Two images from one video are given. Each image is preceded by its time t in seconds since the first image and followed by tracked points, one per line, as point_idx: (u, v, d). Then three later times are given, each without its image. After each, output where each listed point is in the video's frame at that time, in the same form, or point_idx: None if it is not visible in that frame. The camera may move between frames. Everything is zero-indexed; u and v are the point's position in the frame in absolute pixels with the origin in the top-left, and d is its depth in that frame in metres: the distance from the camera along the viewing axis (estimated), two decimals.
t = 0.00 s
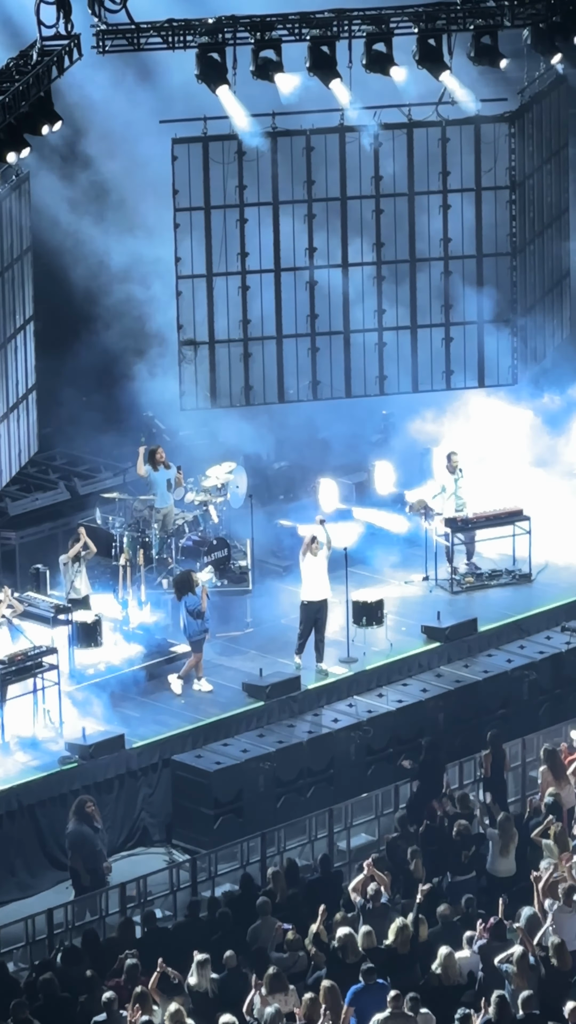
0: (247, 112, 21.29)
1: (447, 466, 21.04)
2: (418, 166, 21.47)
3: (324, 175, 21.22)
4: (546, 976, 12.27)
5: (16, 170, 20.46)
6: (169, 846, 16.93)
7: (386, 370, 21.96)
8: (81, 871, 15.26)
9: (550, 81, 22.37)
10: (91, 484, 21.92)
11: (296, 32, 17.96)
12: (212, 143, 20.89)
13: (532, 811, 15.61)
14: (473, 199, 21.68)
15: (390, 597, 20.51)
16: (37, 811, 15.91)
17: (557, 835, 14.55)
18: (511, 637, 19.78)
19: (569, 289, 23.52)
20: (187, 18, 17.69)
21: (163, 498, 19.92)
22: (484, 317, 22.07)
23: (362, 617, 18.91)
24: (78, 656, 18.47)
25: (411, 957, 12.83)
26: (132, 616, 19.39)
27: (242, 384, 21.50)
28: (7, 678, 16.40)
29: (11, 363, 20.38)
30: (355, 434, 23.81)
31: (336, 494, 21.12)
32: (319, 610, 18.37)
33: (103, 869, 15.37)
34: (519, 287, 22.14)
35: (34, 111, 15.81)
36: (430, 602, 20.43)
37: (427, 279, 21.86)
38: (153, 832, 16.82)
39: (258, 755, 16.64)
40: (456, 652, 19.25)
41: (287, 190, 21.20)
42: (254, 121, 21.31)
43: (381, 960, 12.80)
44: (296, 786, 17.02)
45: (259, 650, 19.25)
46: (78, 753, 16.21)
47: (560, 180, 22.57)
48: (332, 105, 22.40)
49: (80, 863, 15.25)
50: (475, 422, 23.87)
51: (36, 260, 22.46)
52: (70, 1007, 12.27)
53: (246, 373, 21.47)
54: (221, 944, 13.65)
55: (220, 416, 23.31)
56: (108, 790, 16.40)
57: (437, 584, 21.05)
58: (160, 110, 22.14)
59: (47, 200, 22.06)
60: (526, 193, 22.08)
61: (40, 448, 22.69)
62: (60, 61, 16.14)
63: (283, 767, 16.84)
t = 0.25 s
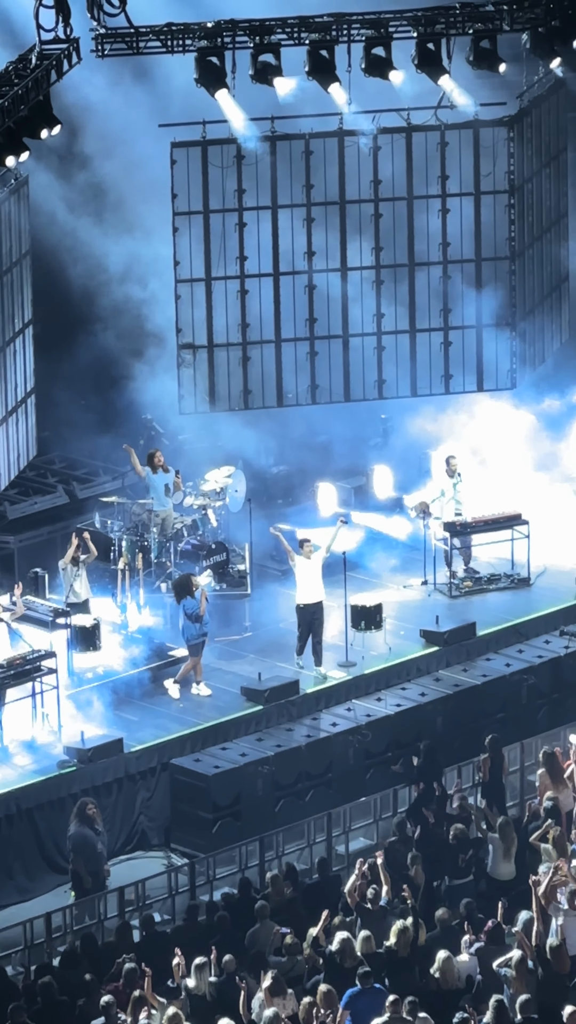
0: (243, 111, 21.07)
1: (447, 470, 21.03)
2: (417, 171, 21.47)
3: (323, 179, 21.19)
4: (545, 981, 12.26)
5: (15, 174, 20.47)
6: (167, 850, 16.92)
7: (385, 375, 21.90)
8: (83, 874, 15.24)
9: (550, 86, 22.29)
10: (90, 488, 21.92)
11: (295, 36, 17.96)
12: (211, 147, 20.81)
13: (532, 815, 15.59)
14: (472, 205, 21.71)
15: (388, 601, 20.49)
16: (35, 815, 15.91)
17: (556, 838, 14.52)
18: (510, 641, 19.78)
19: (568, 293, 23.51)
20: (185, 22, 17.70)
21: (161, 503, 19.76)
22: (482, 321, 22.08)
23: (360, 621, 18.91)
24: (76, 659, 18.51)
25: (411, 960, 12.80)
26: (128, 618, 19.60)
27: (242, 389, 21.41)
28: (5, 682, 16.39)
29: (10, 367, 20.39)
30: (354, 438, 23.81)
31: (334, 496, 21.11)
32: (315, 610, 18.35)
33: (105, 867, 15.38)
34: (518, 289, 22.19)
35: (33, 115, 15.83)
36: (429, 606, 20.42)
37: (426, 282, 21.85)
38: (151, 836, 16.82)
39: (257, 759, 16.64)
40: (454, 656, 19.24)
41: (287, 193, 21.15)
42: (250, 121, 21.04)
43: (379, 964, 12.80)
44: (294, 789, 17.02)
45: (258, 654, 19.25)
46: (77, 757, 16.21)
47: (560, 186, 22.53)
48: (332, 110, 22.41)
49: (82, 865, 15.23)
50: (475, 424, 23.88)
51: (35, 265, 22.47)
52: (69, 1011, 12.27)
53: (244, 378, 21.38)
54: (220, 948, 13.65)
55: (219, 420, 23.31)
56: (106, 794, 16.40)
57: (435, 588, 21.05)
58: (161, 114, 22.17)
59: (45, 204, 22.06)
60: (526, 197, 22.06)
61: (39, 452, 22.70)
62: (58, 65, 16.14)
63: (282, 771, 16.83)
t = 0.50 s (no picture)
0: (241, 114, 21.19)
1: (447, 477, 20.98)
2: (417, 178, 21.42)
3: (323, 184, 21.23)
4: (544, 988, 12.24)
5: (15, 179, 20.45)
6: (166, 857, 16.89)
7: (384, 381, 21.92)
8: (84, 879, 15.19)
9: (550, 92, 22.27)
10: (89, 494, 21.90)
11: (295, 42, 17.99)
12: (211, 154, 20.76)
13: (531, 822, 15.57)
14: (471, 211, 21.68)
15: (388, 608, 20.48)
16: (35, 821, 15.88)
17: (555, 845, 14.52)
18: (510, 648, 19.76)
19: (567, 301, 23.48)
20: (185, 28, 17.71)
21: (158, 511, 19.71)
22: (482, 327, 22.02)
23: (360, 627, 18.90)
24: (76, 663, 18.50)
25: (410, 966, 12.80)
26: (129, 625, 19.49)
27: (241, 395, 21.41)
28: (5, 688, 16.38)
29: (10, 373, 20.39)
30: (354, 444, 23.79)
31: (334, 502, 21.18)
32: (309, 612, 18.48)
33: (106, 873, 15.30)
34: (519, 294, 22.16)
35: (33, 121, 15.85)
36: (429, 612, 20.40)
37: (425, 286, 21.71)
38: (150, 842, 16.79)
39: (256, 765, 16.61)
40: (454, 663, 19.23)
41: (286, 199, 21.14)
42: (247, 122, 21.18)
43: (377, 971, 12.78)
44: (294, 796, 16.98)
45: (257, 661, 19.22)
46: (76, 763, 16.19)
47: (560, 193, 22.47)
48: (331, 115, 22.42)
49: (85, 868, 15.19)
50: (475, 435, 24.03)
51: (35, 271, 22.47)
52: (68, 1018, 12.25)
53: (244, 384, 21.37)
54: (219, 955, 13.65)
55: (218, 427, 23.31)
56: (106, 800, 16.38)
57: (435, 594, 21.03)
58: (160, 120, 22.14)
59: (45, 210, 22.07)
60: (525, 205, 22.00)
61: (38, 458, 22.69)
62: (58, 70, 16.14)
63: (281, 777, 16.81)
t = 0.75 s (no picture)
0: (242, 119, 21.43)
1: (449, 483, 20.99)
2: (419, 185, 21.42)
3: (326, 192, 21.14)
4: (547, 993, 12.23)
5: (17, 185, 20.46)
6: (168, 863, 16.90)
7: (388, 387, 21.76)
8: (89, 884, 15.20)
9: (552, 99, 22.21)
10: (92, 500, 21.92)
11: (297, 48, 18.00)
12: (214, 159, 20.80)
13: (533, 827, 15.57)
14: (474, 217, 21.64)
15: (390, 612, 20.53)
16: (37, 826, 15.88)
17: (557, 851, 14.52)
18: (512, 654, 19.76)
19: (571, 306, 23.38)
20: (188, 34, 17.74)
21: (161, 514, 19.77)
22: (485, 333, 22.00)
23: (362, 633, 18.91)
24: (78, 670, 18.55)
25: (413, 972, 12.79)
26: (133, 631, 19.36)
27: (243, 401, 21.34)
28: (7, 694, 16.39)
29: (12, 379, 20.43)
30: (357, 450, 23.79)
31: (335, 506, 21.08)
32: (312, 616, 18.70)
33: (110, 879, 15.32)
34: (520, 299, 22.12)
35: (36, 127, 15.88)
36: (431, 618, 20.40)
37: (428, 292, 21.75)
38: (153, 848, 16.80)
39: (258, 771, 16.61)
40: (456, 669, 19.23)
41: (289, 205, 21.07)
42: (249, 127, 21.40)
43: (380, 976, 12.79)
44: (295, 802, 16.99)
45: (259, 667, 19.22)
46: (78, 768, 16.20)
47: (563, 200, 22.43)
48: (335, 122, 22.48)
49: (89, 873, 15.19)
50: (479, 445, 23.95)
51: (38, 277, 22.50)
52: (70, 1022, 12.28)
53: (247, 390, 21.34)
54: (222, 959, 13.67)
55: (221, 433, 23.32)
56: (108, 806, 16.39)
57: (437, 600, 21.02)
58: (162, 125, 22.13)
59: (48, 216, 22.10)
60: (527, 211, 21.95)
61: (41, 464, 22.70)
62: (61, 76, 16.17)
63: (283, 783, 16.81)
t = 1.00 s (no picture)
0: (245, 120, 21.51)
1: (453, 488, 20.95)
2: (422, 191, 21.26)
3: (329, 197, 20.98)
4: (551, 1000, 12.19)
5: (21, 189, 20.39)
6: (172, 868, 16.84)
7: (391, 391, 21.69)
8: (91, 891, 15.21)
9: (556, 104, 21.87)
10: (95, 505, 21.92)
11: (302, 53, 18.03)
12: (217, 165, 20.64)
13: (537, 834, 15.55)
14: (478, 221, 21.46)
15: (394, 617, 20.54)
16: (40, 831, 15.87)
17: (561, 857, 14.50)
18: (516, 659, 19.74)
19: None
20: (192, 39, 17.74)
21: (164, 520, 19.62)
22: (490, 339, 21.81)
23: (366, 638, 18.90)
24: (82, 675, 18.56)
25: (415, 977, 12.78)
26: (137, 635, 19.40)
27: (247, 406, 21.20)
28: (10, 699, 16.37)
29: (16, 384, 20.46)
30: (361, 456, 23.75)
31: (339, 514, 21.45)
32: (313, 618, 18.79)
33: (114, 884, 15.33)
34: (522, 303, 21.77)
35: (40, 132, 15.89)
36: (435, 624, 20.38)
37: (432, 296, 21.58)
38: (156, 854, 16.74)
39: (262, 776, 16.60)
40: (460, 674, 19.20)
41: (293, 209, 20.93)
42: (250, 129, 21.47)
43: (383, 982, 12.74)
44: (299, 807, 16.97)
45: (263, 672, 19.19)
46: (81, 774, 16.18)
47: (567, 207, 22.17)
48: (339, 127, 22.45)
49: (91, 880, 15.20)
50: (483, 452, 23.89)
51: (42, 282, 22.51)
52: None
53: (251, 395, 21.17)
54: (225, 966, 13.64)
55: (225, 437, 23.33)
56: (112, 811, 16.35)
57: (441, 605, 21.00)
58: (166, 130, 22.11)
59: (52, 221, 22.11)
60: (532, 217, 21.72)
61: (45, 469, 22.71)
62: (65, 82, 16.16)
63: (287, 788, 16.79)
